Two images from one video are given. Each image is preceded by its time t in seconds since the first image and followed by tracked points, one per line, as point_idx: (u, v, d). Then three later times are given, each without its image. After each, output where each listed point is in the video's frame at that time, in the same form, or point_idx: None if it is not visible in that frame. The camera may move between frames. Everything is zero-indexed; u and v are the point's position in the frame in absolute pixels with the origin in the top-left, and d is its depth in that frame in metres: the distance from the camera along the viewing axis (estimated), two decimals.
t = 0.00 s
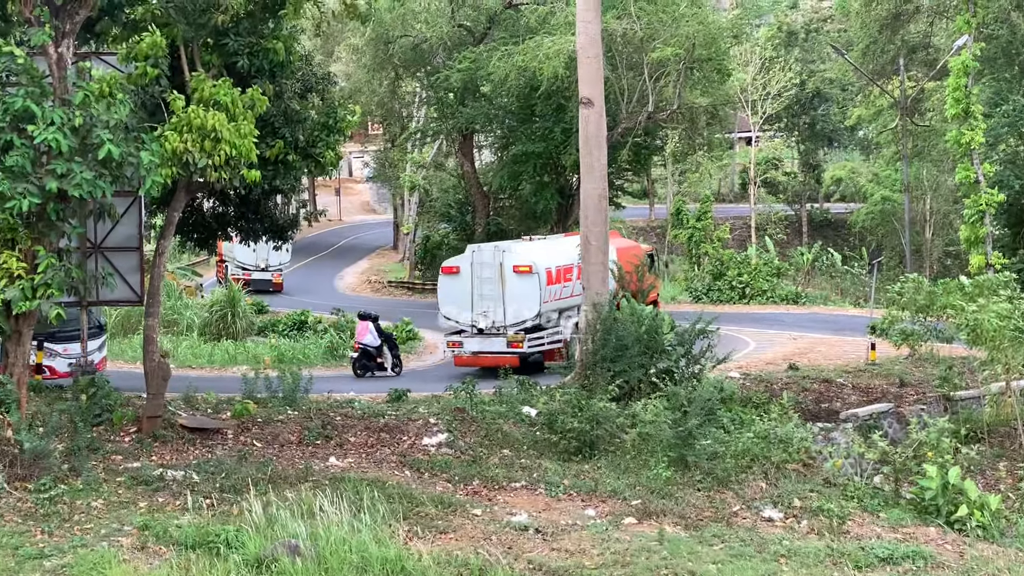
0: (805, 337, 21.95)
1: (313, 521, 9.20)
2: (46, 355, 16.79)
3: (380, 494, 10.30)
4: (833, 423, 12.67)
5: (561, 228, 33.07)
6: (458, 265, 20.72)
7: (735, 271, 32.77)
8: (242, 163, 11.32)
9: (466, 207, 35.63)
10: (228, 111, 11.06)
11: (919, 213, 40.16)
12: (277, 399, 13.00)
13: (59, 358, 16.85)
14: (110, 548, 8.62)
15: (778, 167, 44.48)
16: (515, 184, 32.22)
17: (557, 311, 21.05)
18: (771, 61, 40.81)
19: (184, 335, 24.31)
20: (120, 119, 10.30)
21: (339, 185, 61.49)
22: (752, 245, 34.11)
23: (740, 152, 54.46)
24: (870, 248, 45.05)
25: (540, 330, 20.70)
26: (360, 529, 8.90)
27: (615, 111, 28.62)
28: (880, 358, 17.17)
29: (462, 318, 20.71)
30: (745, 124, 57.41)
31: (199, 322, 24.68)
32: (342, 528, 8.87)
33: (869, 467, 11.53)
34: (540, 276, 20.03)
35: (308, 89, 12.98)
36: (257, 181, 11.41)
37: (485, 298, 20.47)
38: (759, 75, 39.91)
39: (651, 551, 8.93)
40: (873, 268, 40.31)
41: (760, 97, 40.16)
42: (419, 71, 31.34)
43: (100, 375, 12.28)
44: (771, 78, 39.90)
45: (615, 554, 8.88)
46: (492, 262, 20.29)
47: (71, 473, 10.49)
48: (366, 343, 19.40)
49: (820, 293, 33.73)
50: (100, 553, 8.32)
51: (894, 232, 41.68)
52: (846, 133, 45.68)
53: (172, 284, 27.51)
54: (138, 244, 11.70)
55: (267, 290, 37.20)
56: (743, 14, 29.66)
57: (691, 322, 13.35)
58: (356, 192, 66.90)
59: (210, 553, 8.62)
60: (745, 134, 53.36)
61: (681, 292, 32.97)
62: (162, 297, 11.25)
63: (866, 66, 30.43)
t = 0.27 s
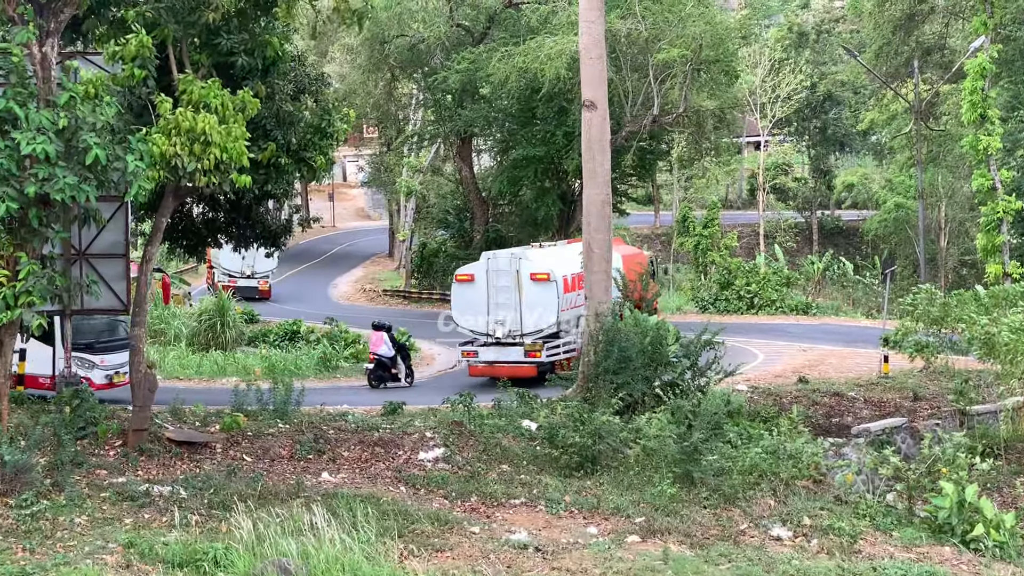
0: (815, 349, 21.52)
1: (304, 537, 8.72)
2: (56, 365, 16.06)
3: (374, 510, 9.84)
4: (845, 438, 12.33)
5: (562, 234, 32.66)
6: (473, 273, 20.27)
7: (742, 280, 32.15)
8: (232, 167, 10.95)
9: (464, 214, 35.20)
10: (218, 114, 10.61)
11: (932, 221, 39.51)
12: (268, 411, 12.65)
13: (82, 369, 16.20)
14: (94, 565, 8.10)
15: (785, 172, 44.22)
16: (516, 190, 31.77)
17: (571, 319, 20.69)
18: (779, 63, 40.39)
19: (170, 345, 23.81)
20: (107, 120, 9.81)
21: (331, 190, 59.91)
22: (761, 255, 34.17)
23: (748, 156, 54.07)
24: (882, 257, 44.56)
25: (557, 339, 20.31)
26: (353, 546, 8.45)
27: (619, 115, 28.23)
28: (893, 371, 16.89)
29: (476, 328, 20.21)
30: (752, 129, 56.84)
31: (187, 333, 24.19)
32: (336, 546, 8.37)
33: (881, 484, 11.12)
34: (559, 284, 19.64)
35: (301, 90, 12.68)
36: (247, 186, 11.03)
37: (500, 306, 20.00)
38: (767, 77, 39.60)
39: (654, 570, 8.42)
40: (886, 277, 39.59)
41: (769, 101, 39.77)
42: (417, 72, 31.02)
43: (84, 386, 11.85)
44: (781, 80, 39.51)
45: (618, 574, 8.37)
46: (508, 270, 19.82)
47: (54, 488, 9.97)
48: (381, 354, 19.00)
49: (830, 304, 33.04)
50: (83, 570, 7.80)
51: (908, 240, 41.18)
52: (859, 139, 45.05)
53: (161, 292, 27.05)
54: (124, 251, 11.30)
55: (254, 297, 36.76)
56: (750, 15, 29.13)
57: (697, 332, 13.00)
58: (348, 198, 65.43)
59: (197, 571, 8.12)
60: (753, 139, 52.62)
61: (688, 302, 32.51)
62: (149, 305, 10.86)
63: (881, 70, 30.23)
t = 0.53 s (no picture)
0: (818, 355, 21.51)
1: (304, 543, 8.65)
2: (115, 372, 16.36)
3: (373, 517, 9.78)
4: (847, 445, 12.30)
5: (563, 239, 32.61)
6: (489, 277, 20.25)
7: (744, 286, 32.10)
8: (232, 173, 10.91)
9: (464, 219, 35.13)
10: (218, 119, 10.55)
11: (935, 226, 39.43)
12: (268, 417, 12.62)
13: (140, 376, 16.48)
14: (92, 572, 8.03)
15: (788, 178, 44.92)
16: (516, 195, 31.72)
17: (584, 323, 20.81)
18: (781, 68, 40.40)
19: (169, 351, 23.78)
20: (107, 126, 9.73)
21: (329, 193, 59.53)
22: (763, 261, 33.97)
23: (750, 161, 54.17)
24: (886, 264, 44.32)
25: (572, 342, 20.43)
26: (356, 552, 8.39)
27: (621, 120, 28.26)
28: (895, 377, 16.91)
29: (492, 331, 20.23)
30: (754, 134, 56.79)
31: (186, 339, 24.15)
32: (336, 553, 8.28)
33: (884, 491, 11.07)
34: (576, 288, 19.74)
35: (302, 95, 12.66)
36: (247, 192, 10.99)
37: (517, 311, 20.03)
38: (770, 82, 39.59)
39: None
40: (889, 282, 39.50)
41: (771, 106, 39.69)
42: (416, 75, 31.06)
43: (84, 392, 11.80)
44: (783, 85, 39.61)
45: None
46: (525, 275, 19.87)
47: (52, 494, 9.91)
48: (400, 360, 19.08)
49: (834, 310, 32.98)
50: None
51: (911, 248, 40.87)
52: (860, 144, 45.19)
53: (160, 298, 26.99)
54: (123, 257, 11.25)
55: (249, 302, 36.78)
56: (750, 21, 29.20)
57: (698, 338, 12.98)
58: (346, 203, 65.24)
59: None
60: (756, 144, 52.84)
61: (690, 308, 32.40)
62: (149, 311, 10.82)
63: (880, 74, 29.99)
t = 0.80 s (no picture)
0: (826, 359, 21.21)
1: (299, 554, 8.33)
2: (161, 379, 15.94)
3: (371, 526, 9.46)
4: (857, 452, 12.08)
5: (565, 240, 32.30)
6: (503, 280, 20.20)
7: (751, 289, 31.76)
8: (225, 174, 10.64)
9: (465, 220, 34.83)
10: (212, 118, 10.30)
11: (946, 227, 39.04)
12: (263, 424, 12.34)
13: (186, 383, 16.06)
14: None
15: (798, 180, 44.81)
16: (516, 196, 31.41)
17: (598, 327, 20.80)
18: (789, 65, 40.07)
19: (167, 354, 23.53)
20: (95, 124, 9.28)
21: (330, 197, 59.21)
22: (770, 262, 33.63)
23: (757, 161, 53.93)
24: (896, 263, 44.38)
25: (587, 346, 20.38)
26: (354, 562, 8.08)
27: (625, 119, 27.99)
28: (907, 383, 16.61)
29: (508, 334, 20.13)
30: (762, 134, 56.41)
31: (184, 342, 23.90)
32: (332, 564, 7.95)
33: (895, 498, 10.77)
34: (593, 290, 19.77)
35: (298, 93, 12.38)
36: (241, 193, 10.71)
37: (533, 313, 19.98)
38: (778, 79, 39.21)
39: None
40: (900, 285, 39.13)
41: (779, 104, 39.53)
42: (415, 74, 30.84)
43: (74, 398, 11.51)
44: (791, 83, 39.09)
45: None
46: (541, 277, 19.88)
47: (41, 504, 9.60)
48: (415, 363, 18.86)
49: (843, 313, 32.82)
50: None
51: (922, 248, 40.54)
52: (869, 143, 44.87)
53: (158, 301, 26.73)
54: (114, 260, 10.98)
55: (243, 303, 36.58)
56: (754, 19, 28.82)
57: (703, 343, 12.70)
58: (346, 205, 64.88)
59: None
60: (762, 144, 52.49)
61: (695, 311, 32.03)
62: (140, 316, 10.57)
63: (890, 71, 27.69)
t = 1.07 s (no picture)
0: (828, 361, 21.18)
1: (297, 558, 8.25)
2: (214, 382, 15.93)
3: (370, 530, 9.39)
4: (858, 454, 12.07)
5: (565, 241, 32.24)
6: (516, 281, 20.50)
7: (753, 291, 31.72)
8: (224, 174, 10.57)
9: (464, 221, 34.80)
10: (209, 119, 10.21)
11: (949, 228, 38.99)
12: (262, 427, 12.28)
13: (237, 387, 16.07)
14: None
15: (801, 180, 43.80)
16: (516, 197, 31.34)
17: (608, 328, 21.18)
18: (790, 65, 40.01)
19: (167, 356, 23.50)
20: (93, 125, 9.22)
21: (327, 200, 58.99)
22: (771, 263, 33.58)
23: (758, 161, 53.88)
24: (899, 264, 44.34)
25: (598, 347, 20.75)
26: (352, 566, 8.01)
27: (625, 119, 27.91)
28: (909, 386, 16.56)
29: (520, 335, 20.39)
30: (763, 135, 56.34)
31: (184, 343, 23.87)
32: (331, 568, 7.88)
33: (897, 501, 10.70)
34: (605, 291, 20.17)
35: (297, 95, 12.32)
36: (240, 193, 10.66)
37: (546, 314, 20.28)
38: (780, 79, 39.23)
39: None
40: (902, 286, 39.09)
41: (780, 104, 39.50)
42: (414, 75, 30.77)
43: (72, 401, 11.45)
44: (792, 83, 39.05)
45: None
46: (555, 277, 20.22)
47: (39, 507, 9.53)
48: (429, 363, 19.32)
49: (845, 315, 32.85)
50: None
51: (924, 249, 40.64)
52: (871, 144, 44.85)
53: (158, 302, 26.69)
54: (112, 261, 10.92)
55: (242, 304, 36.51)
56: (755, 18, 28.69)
57: (705, 345, 12.66)
58: (346, 206, 64.79)
59: None
60: (764, 143, 52.21)
61: (696, 312, 31.97)
62: (138, 318, 10.49)
63: (891, 71, 27.59)
